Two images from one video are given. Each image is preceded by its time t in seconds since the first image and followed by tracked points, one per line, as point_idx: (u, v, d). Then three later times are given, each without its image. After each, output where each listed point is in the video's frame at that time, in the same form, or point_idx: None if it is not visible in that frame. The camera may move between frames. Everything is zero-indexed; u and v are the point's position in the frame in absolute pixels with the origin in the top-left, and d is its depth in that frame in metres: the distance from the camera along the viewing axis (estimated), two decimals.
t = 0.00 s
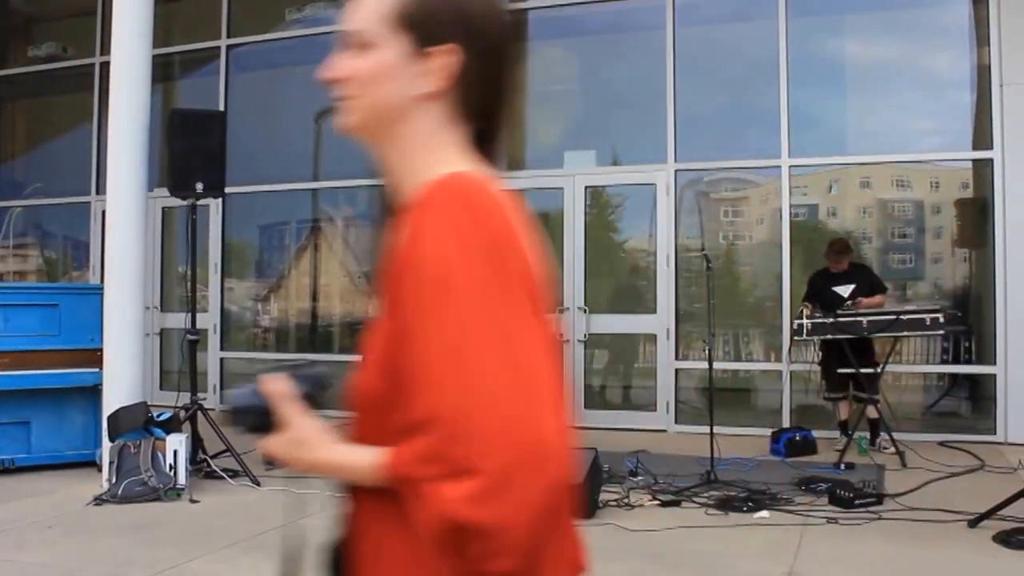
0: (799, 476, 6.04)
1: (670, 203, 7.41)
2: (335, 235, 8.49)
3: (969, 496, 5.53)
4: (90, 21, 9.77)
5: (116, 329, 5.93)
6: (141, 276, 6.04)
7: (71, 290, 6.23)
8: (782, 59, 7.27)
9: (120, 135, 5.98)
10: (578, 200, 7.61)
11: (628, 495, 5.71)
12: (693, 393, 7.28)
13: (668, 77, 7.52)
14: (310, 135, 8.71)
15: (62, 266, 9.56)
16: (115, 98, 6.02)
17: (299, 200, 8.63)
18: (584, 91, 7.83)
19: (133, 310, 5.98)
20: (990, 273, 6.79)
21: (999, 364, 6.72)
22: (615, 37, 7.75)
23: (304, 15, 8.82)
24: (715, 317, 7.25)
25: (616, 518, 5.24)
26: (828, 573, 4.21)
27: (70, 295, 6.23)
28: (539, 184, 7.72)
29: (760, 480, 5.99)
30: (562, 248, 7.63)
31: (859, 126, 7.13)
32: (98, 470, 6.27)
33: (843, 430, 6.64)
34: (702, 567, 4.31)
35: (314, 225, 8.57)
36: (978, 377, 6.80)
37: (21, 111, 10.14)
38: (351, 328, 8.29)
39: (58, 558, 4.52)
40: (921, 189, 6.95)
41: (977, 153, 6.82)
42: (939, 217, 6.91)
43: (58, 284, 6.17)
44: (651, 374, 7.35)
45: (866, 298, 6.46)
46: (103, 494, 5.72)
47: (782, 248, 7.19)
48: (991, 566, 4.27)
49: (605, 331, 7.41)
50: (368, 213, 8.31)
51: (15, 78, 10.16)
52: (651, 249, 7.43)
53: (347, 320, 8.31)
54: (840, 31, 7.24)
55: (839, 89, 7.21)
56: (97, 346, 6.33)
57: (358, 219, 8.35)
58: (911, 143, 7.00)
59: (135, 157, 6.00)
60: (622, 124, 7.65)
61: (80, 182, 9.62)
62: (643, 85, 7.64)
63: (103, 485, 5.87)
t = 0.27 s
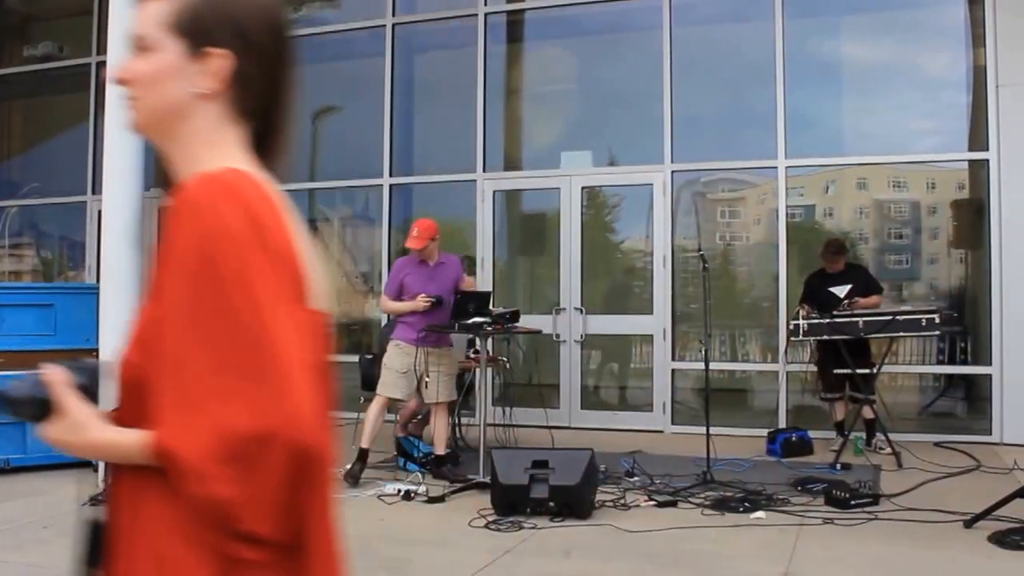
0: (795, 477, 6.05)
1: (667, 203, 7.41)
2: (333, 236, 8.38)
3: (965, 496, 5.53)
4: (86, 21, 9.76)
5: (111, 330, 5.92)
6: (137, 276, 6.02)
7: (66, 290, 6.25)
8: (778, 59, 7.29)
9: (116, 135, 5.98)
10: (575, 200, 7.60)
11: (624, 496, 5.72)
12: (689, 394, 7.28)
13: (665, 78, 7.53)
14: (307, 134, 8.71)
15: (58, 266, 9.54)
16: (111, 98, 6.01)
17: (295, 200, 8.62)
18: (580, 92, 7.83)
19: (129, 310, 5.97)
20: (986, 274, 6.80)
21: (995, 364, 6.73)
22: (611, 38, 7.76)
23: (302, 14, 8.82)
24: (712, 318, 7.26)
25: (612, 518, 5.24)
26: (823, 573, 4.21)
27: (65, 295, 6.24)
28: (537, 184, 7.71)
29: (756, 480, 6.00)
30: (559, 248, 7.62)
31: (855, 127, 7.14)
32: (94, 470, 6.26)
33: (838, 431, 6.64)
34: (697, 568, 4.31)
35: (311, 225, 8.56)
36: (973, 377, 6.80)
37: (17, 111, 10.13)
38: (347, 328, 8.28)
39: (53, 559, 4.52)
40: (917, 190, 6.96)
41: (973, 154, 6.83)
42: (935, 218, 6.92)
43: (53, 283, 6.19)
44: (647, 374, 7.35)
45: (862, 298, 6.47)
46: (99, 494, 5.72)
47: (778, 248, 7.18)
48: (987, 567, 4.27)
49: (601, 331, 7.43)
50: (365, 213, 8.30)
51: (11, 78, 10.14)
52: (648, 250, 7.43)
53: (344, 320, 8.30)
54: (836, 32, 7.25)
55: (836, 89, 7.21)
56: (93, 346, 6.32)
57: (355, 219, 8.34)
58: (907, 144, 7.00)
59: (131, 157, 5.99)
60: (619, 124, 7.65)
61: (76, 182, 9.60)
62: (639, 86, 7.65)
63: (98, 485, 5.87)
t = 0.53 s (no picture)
0: (791, 477, 6.05)
1: (663, 203, 7.41)
2: (328, 234, 8.44)
3: (961, 496, 5.54)
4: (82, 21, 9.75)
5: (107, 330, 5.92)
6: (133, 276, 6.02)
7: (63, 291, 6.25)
8: (775, 60, 7.29)
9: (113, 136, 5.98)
10: (572, 200, 7.60)
11: (620, 496, 5.72)
12: (686, 394, 7.28)
13: (662, 78, 7.53)
14: (303, 135, 8.70)
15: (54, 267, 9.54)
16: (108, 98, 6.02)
17: (292, 200, 8.61)
18: (578, 92, 7.82)
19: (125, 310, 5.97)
20: (983, 274, 6.81)
21: (991, 364, 6.74)
22: (609, 38, 7.75)
23: (298, 14, 8.81)
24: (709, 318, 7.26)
25: (609, 519, 5.24)
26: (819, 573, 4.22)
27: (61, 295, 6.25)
28: (534, 184, 7.71)
29: (753, 480, 6.00)
30: (556, 248, 7.62)
31: (852, 128, 7.14)
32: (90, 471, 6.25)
33: (835, 431, 6.65)
34: (693, 568, 4.32)
35: (307, 225, 8.55)
36: (970, 377, 6.81)
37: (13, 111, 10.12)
38: (344, 329, 8.27)
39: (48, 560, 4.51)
40: (914, 190, 6.96)
41: (970, 154, 6.84)
42: (932, 218, 6.92)
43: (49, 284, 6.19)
44: (644, 374, 7.35)
45: (858, 298, 6.48)
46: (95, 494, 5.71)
47: (775, 248, 7.19)
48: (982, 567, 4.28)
49: (598, 332, 7.43)
50: (362, 214, 8.30)
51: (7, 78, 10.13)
52: (645, 250, 7.43)
53: (341, 321, 8.30)
54: (833, 33, 7.25)
55: (833, 90, 7.22)
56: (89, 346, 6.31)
57: (352, 219, 8.34)
58: (903, 145, 7.01)
59: (127, 157, 5.99)
60: (616, 125, 7.65)
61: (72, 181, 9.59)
62: (637, 86, 7.65)
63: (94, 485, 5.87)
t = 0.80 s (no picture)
0: (788, 477, 6.05)
1: (660, 203, 7.42)
2: (324, 234, 8.47)
3: (957, 496, 5.55)
4: (78, 21, 9.73)
5: (104, 330, 5.92)
6: (129, 277, 6.02)
7: (59, 291, 6.24)
8: (771, 60, 7.29)
9: (109, 136, 5.98)
10: (568, 200, 7.60)
11: (617, 496, 5.72)
12: (683, 394, 7.29)
13: (659, 78, 7.53)
14: (299, 135, 8.70)
15: (51, 267, 9.53)
16: (104, 98, 6.01)
17: (289, 200, 8.61)
18: (574, 92, 7.82)
19: (122, 310, 5.97)
20: (978, 275, 6.82)
21: (987, 364, 6.75)
22: (606, 38, 7.75)
23: (294, 14, 8.80)
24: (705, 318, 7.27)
25: (605, 519, 5.25)
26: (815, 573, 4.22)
27: (57, 295, 6.24)
28: (530, 184, 7.72)
29: (749, 480, 6.01)
30: (552, 248, 7.62)
31: (848, 129, 7.15)
32: (86, 471, 6.25)
33: (831, 431, 6.65)
34: (689, 568, 4.32)
35: (304, 225, 8.55)
36: (965, 377, 6.82)
37: (9, 111, 10.11)
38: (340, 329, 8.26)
39: (44, 561, 4.50)
40: (910, 190, 6.98)
41: (965, 155, 6.85)
42: (928, 219, 6.93)
43: (45, 284, 6.18)
44: (640, 374, 7.36)
45: (855, 298, 6.49)
46: (91, 495, 5.71)
47: (771, 248, 7.19)
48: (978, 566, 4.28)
49: (594, 332, 7.43)
50: (358, 214, 8.30)
51: (4, 77, 10.12)
52: (641, 250, 7.44)
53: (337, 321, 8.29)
54: (830, 33, 7.25)
55: (829, 90, 7.22)
56: (85, 347, 6.30)
57: (348, 219, 8.34)
58: (899, 145, 7.02)
59: (123, 157, 5.99)
60: (612, 124, 7.66)
61: (68, 181, 9.57)
62: (633, 86, 7.65)
63: (91, 486, 5.86)
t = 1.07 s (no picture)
0: (784, 477, 6.06)
1: (656, 204, 7.42)
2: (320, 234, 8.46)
3: (953, 496, 5.55)
4: (74, 20, 9.72)
5: (100, 330, 5.90)
6: (125, 277, 6.01)
7: (54, 291, 6.23)
8: (768, 61, 7.30)
9: (105, 136, 5.97)
10: (564, 201, 7.60)
11: (613, 496, 5.73)
12: (679, 394, 7.29)
13: (655, 79, 7.53)
14: (296, 135, 8.69)
15: (46, 267, 9.51)
16: (100, 98, 6.00)
17: (285, 200, 8.60)
18: (571, 92, 7.82)
19: (118, 310, 5.96)
20: (974, 275, 6.82)
21: (982, 365, 6.76)
22: (603, 38, 7.75)
23: (291, 14, 8.80)
24: (702, 318, 7.27)
25: (601, 519, 5.25)
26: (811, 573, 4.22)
27: (53, 295, 6.23)
28: (526, 185, 7.72)
29: (745, 480, 6.01)
30: (548, 248, 7.62)
31: (844, 129, 7.16)
32: (81, 472, 6.23)
33: (827, 431, 6.65)
34: (685, 568, 4.31)
35: (300, 225, 8.55)
36: (961, 378, 6.84)
37: (5, 110, 10.09)
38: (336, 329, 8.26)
39: (39, 561, 4.49)
40: (906, 190, 6.98)
41: (961, 155, 6.86)
42: (924, 219, 6.94)
43: (41, 284, 6.17)
44: (637, 374, 7.36)
45: (851, 299, 6.49)
46: (87, 495, 5.71)
47: (767, 249, 7.19)
48: (975, 566, 4.28)
49: (591, 332, 7.43)
50: (354, 214, 8.29)
51: None
52: (638, 250, 7.44)
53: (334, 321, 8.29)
54: (826, 34, 7.26)
55: (825, 91, 7.23)
56: (80, 347, 6.29)
57: (344, 219, 8.33)
58: (896, 146, 7.04)
59: (119, 157, 5.99)
60: (608, 125, 7.66)
61: (64, 180, 9.56)
62: (630, 86, 7.65)
63: (86, 486, 5.86)
